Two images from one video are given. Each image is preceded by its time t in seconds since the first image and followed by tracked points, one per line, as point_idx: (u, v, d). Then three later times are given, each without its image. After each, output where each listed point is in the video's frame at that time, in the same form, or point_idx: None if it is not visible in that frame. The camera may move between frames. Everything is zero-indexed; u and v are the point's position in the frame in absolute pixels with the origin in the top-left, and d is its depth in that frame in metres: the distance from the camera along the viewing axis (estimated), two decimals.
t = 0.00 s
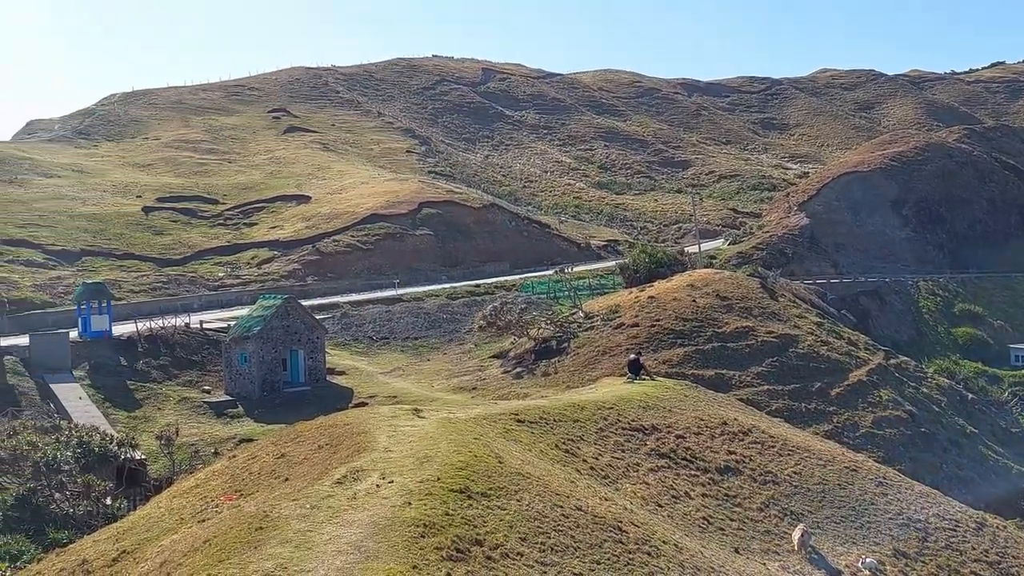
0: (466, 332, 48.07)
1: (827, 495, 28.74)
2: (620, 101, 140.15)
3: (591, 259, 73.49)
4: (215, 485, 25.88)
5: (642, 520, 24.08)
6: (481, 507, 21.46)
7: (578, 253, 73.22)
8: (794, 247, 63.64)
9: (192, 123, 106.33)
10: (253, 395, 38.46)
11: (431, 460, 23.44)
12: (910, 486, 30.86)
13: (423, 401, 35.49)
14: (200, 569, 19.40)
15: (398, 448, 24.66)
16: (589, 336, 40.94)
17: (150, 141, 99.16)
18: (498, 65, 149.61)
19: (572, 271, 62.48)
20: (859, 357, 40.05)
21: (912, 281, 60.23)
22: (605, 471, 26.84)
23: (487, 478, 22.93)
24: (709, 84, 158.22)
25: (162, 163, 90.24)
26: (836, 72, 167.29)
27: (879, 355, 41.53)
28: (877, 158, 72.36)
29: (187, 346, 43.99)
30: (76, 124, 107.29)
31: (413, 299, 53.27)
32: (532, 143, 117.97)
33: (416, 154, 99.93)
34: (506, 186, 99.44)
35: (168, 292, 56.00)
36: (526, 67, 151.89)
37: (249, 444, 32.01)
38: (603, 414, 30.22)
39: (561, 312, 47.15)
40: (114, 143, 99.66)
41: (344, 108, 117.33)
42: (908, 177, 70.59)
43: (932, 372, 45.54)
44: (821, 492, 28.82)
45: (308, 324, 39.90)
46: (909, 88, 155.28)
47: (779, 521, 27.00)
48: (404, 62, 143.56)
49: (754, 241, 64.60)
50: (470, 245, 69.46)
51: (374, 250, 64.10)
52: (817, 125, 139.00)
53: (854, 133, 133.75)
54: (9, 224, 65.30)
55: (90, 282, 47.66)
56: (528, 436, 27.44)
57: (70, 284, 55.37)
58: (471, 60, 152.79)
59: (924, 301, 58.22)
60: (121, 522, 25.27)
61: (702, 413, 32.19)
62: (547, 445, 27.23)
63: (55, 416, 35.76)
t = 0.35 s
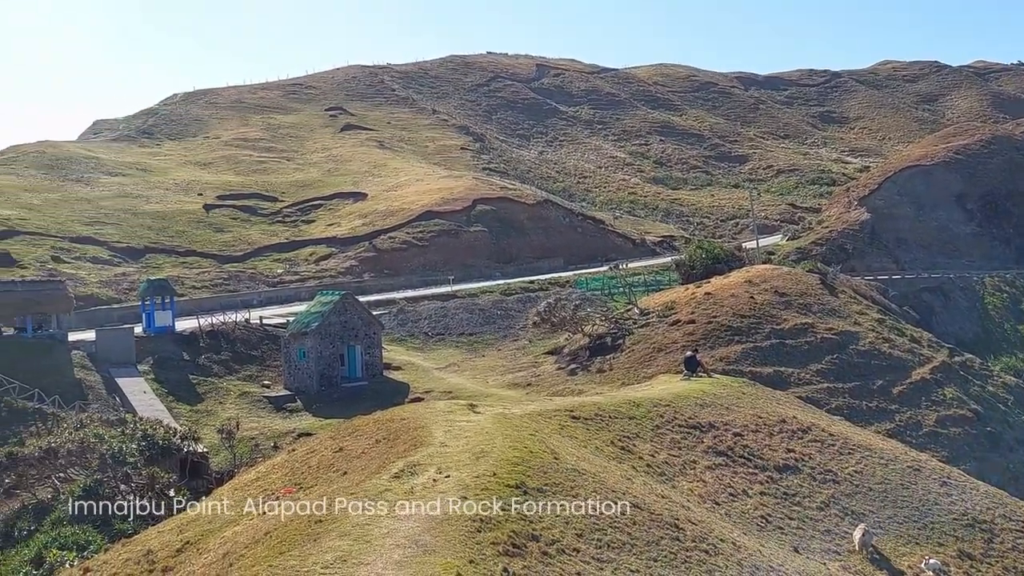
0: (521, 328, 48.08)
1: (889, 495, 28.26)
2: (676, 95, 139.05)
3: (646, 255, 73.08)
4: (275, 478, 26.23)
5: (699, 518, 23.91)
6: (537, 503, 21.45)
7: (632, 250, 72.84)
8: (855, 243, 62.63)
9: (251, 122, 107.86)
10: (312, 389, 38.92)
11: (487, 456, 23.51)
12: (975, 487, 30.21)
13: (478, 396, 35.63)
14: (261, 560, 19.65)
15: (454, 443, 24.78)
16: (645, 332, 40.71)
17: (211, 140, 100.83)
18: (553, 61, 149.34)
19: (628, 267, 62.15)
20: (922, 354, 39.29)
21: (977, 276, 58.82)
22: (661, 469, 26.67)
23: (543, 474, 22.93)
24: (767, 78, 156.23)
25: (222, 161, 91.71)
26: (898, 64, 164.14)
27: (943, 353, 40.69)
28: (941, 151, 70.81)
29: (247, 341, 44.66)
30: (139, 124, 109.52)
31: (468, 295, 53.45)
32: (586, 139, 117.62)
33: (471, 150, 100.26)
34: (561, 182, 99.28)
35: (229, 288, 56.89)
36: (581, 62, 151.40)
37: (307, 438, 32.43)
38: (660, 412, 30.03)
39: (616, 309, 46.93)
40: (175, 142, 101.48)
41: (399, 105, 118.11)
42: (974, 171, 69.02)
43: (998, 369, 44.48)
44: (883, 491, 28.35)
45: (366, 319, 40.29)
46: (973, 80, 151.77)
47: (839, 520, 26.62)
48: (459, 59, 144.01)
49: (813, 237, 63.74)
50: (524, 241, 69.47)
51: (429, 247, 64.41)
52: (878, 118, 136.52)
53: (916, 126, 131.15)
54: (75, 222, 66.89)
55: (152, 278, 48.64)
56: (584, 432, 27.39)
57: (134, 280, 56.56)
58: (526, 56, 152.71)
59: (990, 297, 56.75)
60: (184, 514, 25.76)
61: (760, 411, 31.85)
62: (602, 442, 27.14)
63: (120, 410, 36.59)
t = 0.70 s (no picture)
0: (577, 323, 47.97)
1: (954, 494, 27.68)
2: (734, 88, 137.52)
3: (703, 250, 72.46)
4: (335, 470, 26.52)
5: (758, 515, 23.66)
6: (594, 498, 21.42)
7: (689, 244, 72.26)
8: (919, 237, 61.39)
9: (309, 118, 109.07)
10: (370, 383, 39.28)
11: (543, 450, 23.52)
12: None
13: (534, 391, 35.65)
14: (322, 550, 19.89)
15: (511, 438, 24.83)
16: (703, 327, 40.34)
17: (270, 137, 102.21)
18: (609, 54, 148.66)
19: (684, 261, 61.67)
20: (988, 351, 38.41)
21: None
22: (719, 465, 26.42)
23: (601, 469, 22.90)
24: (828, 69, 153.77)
25: (281, 158, 92.91)
26: (963, 54, 160.49)
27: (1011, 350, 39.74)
28: (1008, 143, 69.17)
29: (306, 335, 45.23)
30: (201, 121, 111.38)
31: (523, 290, 53.49)
32: (643, 132, 116.92)
33: (527, 145, 100.27)
34: (617, 176, 98.86)
35: (288, 282, 57.66)
36: (637, 56, 150.48)
37: (366, 430, 32.72)
38: (718, 408, 29.76)
39: (673, 304, 46.61)
40: (236, 139, 103.11)
41: (455, 101, 118.54)
42: None
43: None
44: (948, 490, 27.78)
45: (422, 314, 40.52)
46: None
47: (903, 519, 26.14)
48: (515, 54, 144.07)
49: (875, 231, 62.64)
50: (580, 236, 69.31)
51: (485, 241, 64.56)
52: (942, 109, 133.67)
53: (983, 117, 128.15)
54: (140, 218, 68.31)
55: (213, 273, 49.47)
56: (641, 428, 27.25)
57: (197, 275, 57.61)
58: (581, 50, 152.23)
59: None
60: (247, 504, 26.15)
61: (821, 408, 31.42)
62: (660, 438, 26.98)
63: (184, 401, 37.39)
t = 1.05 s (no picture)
0: (635, 316, 47.71)
1: None
2: (797, 77, 135.39)
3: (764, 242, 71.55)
4: (395, 460, 26.75)
5: (821, 511, 23.33)
6: (654, 491, 21.32)
7: (750, 236, 71.40)
8: (989, 228, 59.90)
9: (369, 112, 109.95)
10: (429, 374, 39.58)
11: (603, 443, 23.46)
12: None
13: (592, 384, 35.60)
14: (384, 538, 20.10)
15: (570, 430, 24.82)
16: (764, 321, 39.85)
17: (331, 131, 103.30)
18: (669, 45, 147.31)
19: (745, 254, 60.97)
20: None
21: None
22: (781, 460, 26.10)
23: (661, 462, 22.78)
24: (894, 57, 150.57)
25: (341, 152, 93.87)
26: None
27: None
28: None
29: (366, 326, 45.71)
30: (263, 116, 112.94)
31: (581, 283, 53.38)
32: (703, 123, 115.72)
33: (585, 137, 99.87)
34: (676, 168, 98.06)
35: (349, 274, 58.30)
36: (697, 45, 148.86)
37: (425, 420, 32.98)
38: (780, 402, 29.39)
39: (733, 297, 46.12)
40: (298, 133, 104.38)
41: (514, 93, 118.51)
42: None
43: None
44: (1019, 489, 27.12)
45: (480, 306, 40.64)
46: None
47: (971, 518, 25.59)
48: (573, 45, 143.53)
49: (942, 223, 61.27)
50: (638, 228, 68.91)
51: (542, 234, 64.51)
52: (1014, 97, 130.16)
53: None
54: (205, 211, 69.59)
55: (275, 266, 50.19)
56: (702, 422, 27.03)
57: (260, 267, 58.52)
58: (641, 40, 151.05)
59: None
60: (310, 492, 26.53)
61: (886, 403, 30.88)
62: (721, 432, 26.73)
63: (248, 391, 37.98)
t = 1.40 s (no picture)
0: (696, 308, 47.29)
1: None
2: (864, 65, 132.75)
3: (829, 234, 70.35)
4: (456, 450, 26.86)
5: (889, 508, 22.90)
6: (717, 485, 21.12)
7: (814, 228, 70.25)
8: None
9: (430, 105, 110.50)
10: (488, 365, 39.73)
11: (665, 436, 23.31)
12: None
13: (653, 377, 35.38)
14: (445, 527, 20.22)
15: (631, 422, 24.70)
16: (828, 315, 39.18)
17: (392, 124, 104.06)
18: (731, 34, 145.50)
19: (809, 246, 60.01)
20: None
21: None
22: (847, 455, 25.67)
23: (723, 456, 22.56)
24: (965, 43, 146.73)
25: (403, 144, 94.51)
26: None
27: None
28: None
29: (427, 317, 46.00)
30: (325, 109, 114.17)
31: (642, 274, 53.09)
32: (766, 113, 114.11)
33: (646, 127, 99.16)
34: (739, 158, 96.92)
35: (410, 266, 58.71)
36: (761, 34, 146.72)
37: (486, 411, 33.10)
38: (846, 396, 28.90)
39: (797, 289, 45.46)
40: (360, 126, 105.34)
41: (574, 84, 118.06)
42: None
43: None
44: None
45: (539, 298, 40.58)
46: None
47: None
48: (634, 35, 142.48)
49: (1016, 214, 59.66)
50: (700, 220, 68.26)
51: (602, 225, 64.23)
52: None
53: None
54: (270, 203, 70.62)
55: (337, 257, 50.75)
56: (766, 416, 26.70)
57: (323, 258, 59.21)
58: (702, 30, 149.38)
59: None
60: (373, 481, 26.82)
61: (956, 398, 30.22)
62: (784, 426, 26.38)
63: (312, 380, 38.46)
